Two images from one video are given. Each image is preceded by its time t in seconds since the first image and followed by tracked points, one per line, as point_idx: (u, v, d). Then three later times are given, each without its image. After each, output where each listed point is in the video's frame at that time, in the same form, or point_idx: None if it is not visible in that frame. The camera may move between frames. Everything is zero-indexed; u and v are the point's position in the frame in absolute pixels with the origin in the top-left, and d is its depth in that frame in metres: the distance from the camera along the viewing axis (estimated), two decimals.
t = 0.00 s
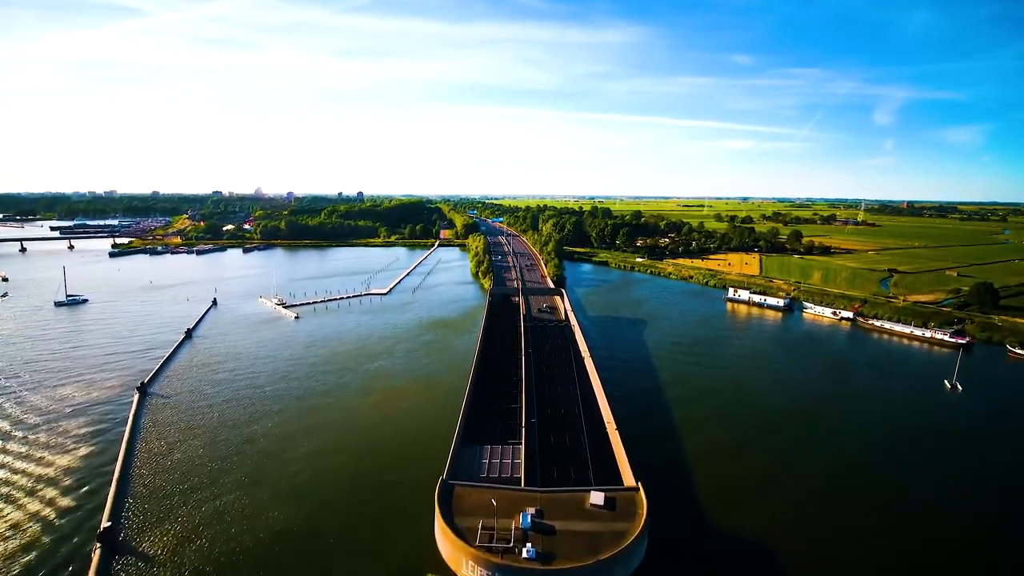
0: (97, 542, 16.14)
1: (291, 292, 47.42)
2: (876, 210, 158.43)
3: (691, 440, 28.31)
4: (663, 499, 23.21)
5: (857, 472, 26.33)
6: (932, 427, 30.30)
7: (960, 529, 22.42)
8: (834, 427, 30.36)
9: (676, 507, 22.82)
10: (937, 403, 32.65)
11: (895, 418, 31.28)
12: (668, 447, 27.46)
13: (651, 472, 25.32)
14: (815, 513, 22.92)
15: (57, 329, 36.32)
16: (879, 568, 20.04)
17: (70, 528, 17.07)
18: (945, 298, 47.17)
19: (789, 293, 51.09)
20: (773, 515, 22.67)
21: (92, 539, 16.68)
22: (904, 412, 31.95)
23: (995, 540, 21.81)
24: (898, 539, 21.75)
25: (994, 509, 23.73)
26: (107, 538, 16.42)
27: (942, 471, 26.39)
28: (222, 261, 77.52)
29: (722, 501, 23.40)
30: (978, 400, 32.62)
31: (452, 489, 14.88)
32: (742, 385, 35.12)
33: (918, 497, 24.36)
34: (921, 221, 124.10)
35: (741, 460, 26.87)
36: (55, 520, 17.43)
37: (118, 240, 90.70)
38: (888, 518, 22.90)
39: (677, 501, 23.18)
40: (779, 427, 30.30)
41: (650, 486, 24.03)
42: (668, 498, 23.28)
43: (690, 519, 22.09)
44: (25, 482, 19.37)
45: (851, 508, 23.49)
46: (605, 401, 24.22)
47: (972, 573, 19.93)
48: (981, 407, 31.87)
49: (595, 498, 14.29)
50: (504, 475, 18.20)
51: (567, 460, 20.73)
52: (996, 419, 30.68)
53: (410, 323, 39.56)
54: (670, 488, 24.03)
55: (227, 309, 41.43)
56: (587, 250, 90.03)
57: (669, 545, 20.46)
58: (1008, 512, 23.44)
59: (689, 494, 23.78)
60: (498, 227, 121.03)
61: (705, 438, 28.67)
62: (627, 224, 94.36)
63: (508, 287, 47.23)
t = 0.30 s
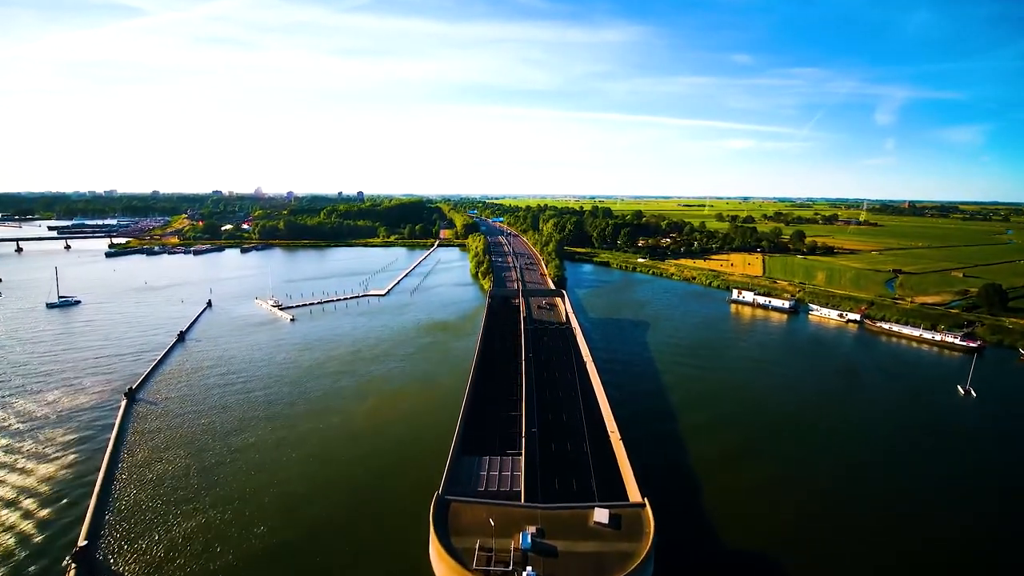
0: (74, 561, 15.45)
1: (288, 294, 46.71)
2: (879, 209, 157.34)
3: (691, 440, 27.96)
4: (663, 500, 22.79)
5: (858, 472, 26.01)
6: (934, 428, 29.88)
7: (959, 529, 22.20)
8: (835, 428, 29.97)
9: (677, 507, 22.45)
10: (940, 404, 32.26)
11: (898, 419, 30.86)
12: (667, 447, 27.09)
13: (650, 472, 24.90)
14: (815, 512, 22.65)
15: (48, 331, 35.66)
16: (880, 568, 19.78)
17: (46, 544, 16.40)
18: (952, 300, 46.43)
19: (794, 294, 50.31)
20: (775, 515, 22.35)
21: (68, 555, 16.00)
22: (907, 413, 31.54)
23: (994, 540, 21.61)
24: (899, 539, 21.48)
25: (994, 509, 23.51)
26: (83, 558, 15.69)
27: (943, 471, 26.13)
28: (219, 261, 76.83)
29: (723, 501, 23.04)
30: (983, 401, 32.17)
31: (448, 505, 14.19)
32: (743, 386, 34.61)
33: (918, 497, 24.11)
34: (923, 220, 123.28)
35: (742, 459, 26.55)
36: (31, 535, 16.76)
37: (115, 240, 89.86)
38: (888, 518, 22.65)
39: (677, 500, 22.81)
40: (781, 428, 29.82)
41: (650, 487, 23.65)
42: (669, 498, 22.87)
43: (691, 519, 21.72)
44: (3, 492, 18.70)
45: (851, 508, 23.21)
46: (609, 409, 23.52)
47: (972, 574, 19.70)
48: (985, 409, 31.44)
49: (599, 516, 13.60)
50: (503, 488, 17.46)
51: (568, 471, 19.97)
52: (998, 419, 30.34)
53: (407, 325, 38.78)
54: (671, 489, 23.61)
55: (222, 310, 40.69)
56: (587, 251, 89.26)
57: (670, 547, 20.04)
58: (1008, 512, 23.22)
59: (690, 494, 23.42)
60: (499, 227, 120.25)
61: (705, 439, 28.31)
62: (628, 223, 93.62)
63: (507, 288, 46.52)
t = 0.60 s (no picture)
0: None
1: (284, 295, 46.04)
2: (883, 208, 156.15)
3: (690, 440, 27.53)
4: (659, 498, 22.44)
5: (858, 472, 25.54)
6: (938, 428, 29.34)
7: (960, 529, 21.74)
8: (838, 429, 29.44)
9: (675, 506, 22.07)
10: (945, 405, 31.71)
11: (902, 420, 30.32)
12: (666, 448, 26.61)
13: (647, 471, 24.62)
14: (814, 511, 22.24)
15: (38, 333, 35.03)
16: (879, 568, 19.36)
17: (18, 560, 15.80)
18: (960, 301, 45.61)
19: (799, 295, 49.55)
20: (772, 514, 21.95)
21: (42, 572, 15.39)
22: (910, 414, 30.98)
23: (994, 540, 21.15)
24: (898, 539, 21.07)
25: (994, 509, 23.04)
26: None
27: (945, 471, 25.66)
28: (216, 261, 76.18)
29: (720, 500, 22.68)
30: (990, 402, 31.60)
31: (443, 524, 13.53)
32: (747, 389, 34.02)
33: (918, 497, 23.65)
34: (926, 220, 122.36)
35: (741, 459, 26.13)
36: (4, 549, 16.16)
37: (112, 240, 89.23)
38: (888, 517, 22.21)
39: (674, 499, 22.44)
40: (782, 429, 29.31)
41: (646, 486, 23.30)
42: (668, 498, 22.46)
43: (689, 517, 21.36)
44: None
45: (850, 507, 22.79)
46: (611, 417, 22.79)
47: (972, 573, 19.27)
48: (991, 410, 30.82)
49: (603, 536, 12.94)
50: (503, 504, 16.73)
51: (570, 484, 19.24)
52: (1002, 420, 29.81)
53: (404, 329, 38.02)
54: (670, 489, 23.17)
55: (216, 313, 39.92)
56: (588, 251, 88.46)
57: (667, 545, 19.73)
58: (1008, 511, 22.78)
59: (688, 493, 23.05)
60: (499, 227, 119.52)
61: (704, 439, 27.87)
62: (629, 223, 92.89)
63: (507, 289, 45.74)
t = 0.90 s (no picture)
0: None
1: (280, 296, 45.31)
2: (886, 207, 154.90)
3: (689, 441, 27.27)
4: (659, 499, 22.12)
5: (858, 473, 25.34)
6: (938, 428, 29.15)
7: (959, 530, 21.64)
8: (840, 430, 29.11)
9: (673, 504, 21.84)
10: (947, 406, 31.40)
11: (905, 422, 29.99)
12: (665, 449, 26.28)
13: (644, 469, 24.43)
14: (814, 513, 22.01)
15: (28, 334, 34.39)
16: (879, 569, 19.23)
17: None
18: (969, 303, 44.83)
19: (804, 297, 48.76)
20: (772, 514, 21.81)
21: None
22: (911, 415, 30.66)
23: (994, 540, 21.05)
24: (898, 539, 20.94)
25: (993, 509, 22.91)
26: None
27: (945, 471, 25.54)
28: (213, 262, 75.43)
29: (720, 499, 22.54)
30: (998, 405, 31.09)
31: (439, 543, 12.91)
32: (750, 390, 33.54)
33: (917, 497, 23.53)
34: (929, 220, 121.52)
35: (741, 460, 25.81)
36: None
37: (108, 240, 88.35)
38: (888, 518, 22.06)
39: (673, 498, 22.22)
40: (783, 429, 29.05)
41: (646, 486, 23.03)
42: (668, 497, 22.17)
43: (690, 517, 21.12)
44: None
45: (850, 507, 22.63)
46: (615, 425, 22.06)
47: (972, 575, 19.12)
48: (996, 412, 30.45)
49: (609, 558, 12.27)
50: (502, 521, 16.11)
51: (574, 498, 18.50)
52: (1006, 421, 29.50)
53: (402, 332, 37.31)
54: (670, 489, 22.86)
55: (210, 315, 39.19)
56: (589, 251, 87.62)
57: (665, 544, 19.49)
58: (1007, 512, 22.65)
59: (686, 492, 22.84)
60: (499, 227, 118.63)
61: (704, 437, 27.61)
62: (631, 223, 92.07)
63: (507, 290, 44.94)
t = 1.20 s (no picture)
0: None
1: (276, 297, 44.58)
2: (891, 207, 153.14)
3: (689, 441, 26.90)
4: (659, 498, 21.79)
5: (859, 473, 24.99)
6: (940, 428, 28.81)
7: (960, 529, 21.39)
8: (843, 431, 28.62)
9: (673, 506, 21.43)
10: (951, 407, 30.95)
11: (908, 422, 29.57)
12: (664, 449, 25.85)
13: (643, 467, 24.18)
14: (813, 512, 21.71)
15: (17, 336, 33.71)
16: (879, 569, 18.98)
17: None
18: (978, 305, 43.94)
19: (811, 298, 47.82)
20: (771, 513, 21.50)
21: None
22: (917, 417, 30.08)
23: (994, 540, 20.81)
24: (898, 538, 20.68)
25: (994, 508, 22.69)
26: None
27: (946, 471, 25.23)
28: (210, 262, 74.69)
29: (720, 499, 22.14)
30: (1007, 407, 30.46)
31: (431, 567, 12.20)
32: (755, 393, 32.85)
33: (918, 496, 23.26)
34: (932, 220, 120.46)
35: (742, 459, 25.41)
36: None
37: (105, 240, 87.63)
38: (887, 516, 21.83)
39: (673, 498, 21.86)
40: (786, 430, 28.51)
41: (646, 485, 22.66)
42: (668, 498, 21.78)
43: (689, 516, 20.80)
44: None
45: (850, 506, 22.38)
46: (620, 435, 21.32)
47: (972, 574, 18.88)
48: (1002, 415, 29.87)
49: None
50: (500, 540, 15.38)
51: (576, 512, 17.77)
52: (1010, 422, 29.08)
53: (399, 336, 36.56)
54: (671, 490, 22.45)
55: (204, 317, 38.45)
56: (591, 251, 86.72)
57: (666, 546, 19.09)
58: (1008, 511, 22.40)
59: (686, 491, 22.48)
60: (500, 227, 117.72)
61: (704, 437, 27.23)
62: (633, 223, 91.18)
63: (507, 292, 44.19)
